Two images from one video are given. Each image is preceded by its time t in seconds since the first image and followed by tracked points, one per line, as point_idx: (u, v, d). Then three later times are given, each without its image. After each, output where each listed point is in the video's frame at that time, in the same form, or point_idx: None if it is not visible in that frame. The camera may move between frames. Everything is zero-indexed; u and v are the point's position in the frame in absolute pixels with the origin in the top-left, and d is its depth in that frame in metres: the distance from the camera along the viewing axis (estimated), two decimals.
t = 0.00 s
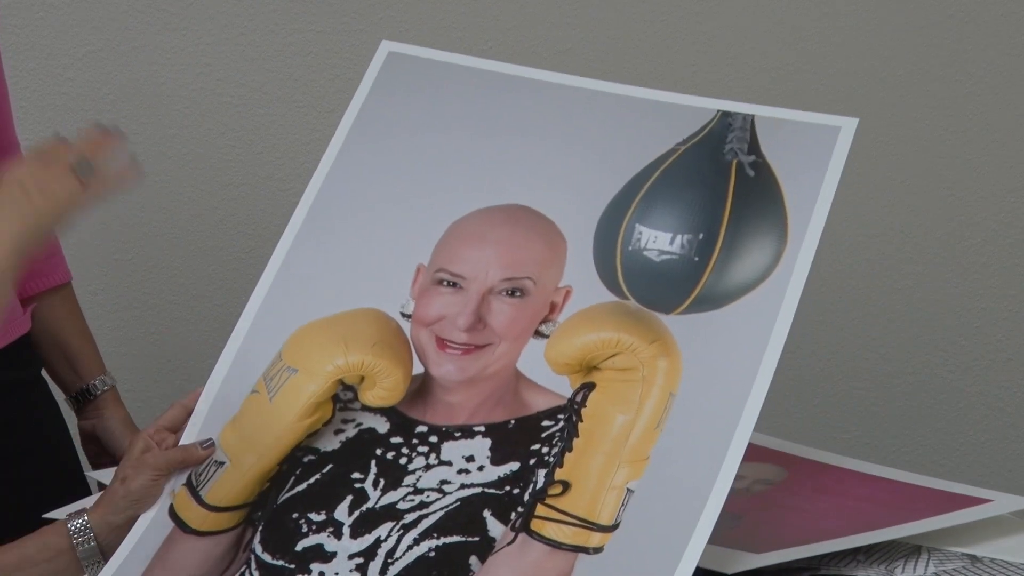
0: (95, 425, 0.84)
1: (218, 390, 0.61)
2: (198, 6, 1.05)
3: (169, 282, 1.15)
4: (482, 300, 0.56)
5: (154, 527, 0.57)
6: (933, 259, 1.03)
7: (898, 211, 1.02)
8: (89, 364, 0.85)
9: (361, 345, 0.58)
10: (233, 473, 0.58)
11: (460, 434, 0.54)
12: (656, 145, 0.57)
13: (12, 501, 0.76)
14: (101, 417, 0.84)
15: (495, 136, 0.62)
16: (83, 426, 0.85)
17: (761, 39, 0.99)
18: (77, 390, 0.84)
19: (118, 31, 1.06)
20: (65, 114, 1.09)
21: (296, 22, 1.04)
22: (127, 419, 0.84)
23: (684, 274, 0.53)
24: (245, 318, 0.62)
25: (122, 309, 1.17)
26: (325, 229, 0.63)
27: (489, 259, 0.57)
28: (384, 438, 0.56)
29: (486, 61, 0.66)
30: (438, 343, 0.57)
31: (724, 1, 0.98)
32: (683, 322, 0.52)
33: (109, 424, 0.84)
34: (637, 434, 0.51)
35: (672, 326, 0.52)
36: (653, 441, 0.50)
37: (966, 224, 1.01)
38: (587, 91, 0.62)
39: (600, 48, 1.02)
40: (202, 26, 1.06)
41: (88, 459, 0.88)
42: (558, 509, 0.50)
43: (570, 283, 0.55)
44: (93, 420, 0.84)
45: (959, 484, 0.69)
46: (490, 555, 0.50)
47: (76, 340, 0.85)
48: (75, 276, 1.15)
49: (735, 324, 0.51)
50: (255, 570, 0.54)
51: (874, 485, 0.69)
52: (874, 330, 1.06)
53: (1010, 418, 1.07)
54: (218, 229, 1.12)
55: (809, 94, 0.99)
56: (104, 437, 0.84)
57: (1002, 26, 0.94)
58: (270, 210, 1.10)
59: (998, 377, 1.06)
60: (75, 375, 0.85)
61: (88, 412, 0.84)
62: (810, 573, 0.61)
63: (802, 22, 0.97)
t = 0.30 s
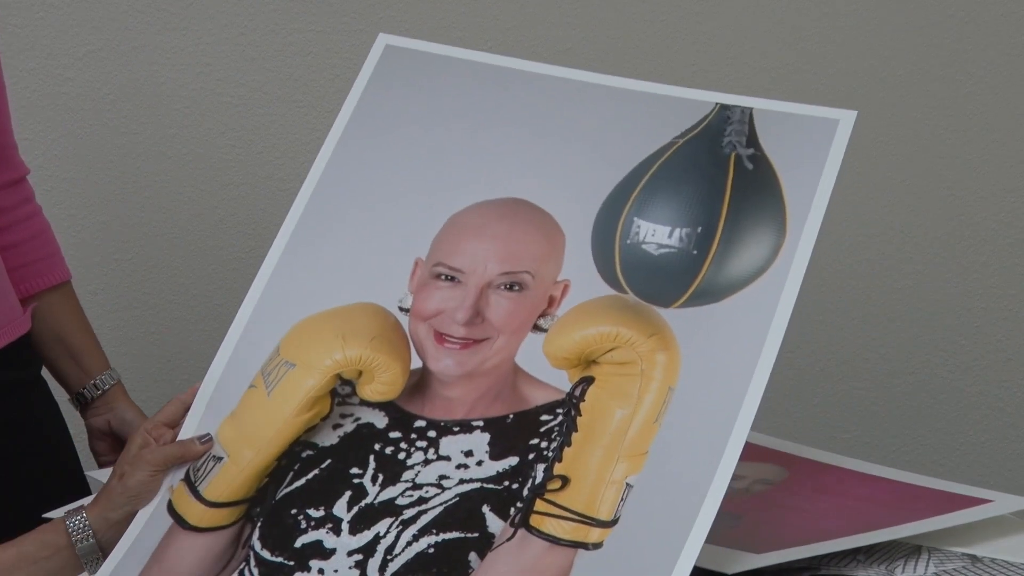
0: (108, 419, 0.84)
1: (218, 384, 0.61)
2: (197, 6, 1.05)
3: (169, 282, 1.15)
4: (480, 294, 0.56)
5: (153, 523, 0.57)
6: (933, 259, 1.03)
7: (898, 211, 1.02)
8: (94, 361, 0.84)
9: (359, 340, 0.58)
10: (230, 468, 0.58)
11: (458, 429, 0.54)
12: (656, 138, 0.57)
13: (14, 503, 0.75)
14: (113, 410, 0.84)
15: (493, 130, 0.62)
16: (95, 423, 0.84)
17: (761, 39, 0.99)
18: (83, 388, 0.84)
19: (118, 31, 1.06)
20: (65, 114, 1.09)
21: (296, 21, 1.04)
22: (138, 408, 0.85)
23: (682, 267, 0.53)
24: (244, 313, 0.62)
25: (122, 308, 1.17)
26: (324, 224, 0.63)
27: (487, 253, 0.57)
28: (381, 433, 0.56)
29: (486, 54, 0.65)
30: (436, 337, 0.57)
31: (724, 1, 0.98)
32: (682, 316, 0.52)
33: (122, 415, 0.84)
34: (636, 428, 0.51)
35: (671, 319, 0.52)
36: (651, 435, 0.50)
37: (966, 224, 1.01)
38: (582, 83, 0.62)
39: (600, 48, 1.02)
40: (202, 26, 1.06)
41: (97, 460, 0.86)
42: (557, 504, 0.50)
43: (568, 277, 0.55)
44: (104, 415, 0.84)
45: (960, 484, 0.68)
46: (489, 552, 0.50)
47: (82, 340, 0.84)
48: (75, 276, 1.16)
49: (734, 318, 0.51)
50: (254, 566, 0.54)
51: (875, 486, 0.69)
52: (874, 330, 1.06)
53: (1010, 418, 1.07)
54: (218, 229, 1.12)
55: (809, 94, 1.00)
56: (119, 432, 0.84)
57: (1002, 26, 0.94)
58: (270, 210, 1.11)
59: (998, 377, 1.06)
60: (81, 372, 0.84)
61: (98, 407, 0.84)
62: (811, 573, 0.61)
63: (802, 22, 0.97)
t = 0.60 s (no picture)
0: (122, 413, 0.83)
1: (216, 378, 0.61)
2: (197, 4, 1.05)
3: (169, 280, 1.15)
4: (477, 285, 0.56)
5: (150, 520, 0.57)
6: (933, 256, 1.02)
7: (897, 208, 1.02)
8: (100, 355, 0.84)
9: (356, 333, 0.58)
10: (228, 464, 0.58)
11: (456, 422, 0.54)
12: (653, 125, 0.57)
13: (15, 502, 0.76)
14: (125, 404, 0.84)
15: (490, 122, 0.62)
16: (108, 418, 0.83)
17: (760, 37, 0.99)
18: (91, 383, 0.83)
19: (118, 29, 1.07)
20: (65, 112, 1.09)
21: (296, 20, 1.05)
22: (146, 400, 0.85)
23: (679, 256, 0.53)
24: (241, 307, 0.62)
25: (121, 307, 1.17)
26: (320, 217, 0.63)
27: (483, 243, 0.57)
28: (379, 427, 0.56)
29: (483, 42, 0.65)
30: (433, 329, 0.57)
31: None
32: (679, 305, 0.52)
33: (134, 407, 0.84)
34: (634, 419, 0.51)
35: (668, 308, 0.52)
36: (649, 426, 0.50)
37: (966, 221, 1.01)
38: (575, 69, 0.62)
39: (599, 44, 1.02)
40: (202, 24, 1.06)
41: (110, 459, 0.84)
42: (556, 497, 0.50)
43: (565, 267, 0.55)
44: (116, 409, 0.83)
45: (960, 483, 0.68)
46: (488, 546, 0.50)
47: (90, 336, 0.84)
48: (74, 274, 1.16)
49: (732, 307, 0.51)
50: (252, 563, 0.54)
51: (875, 484, 0.69)
52: (874, 328, 1.06)
53: (1011, 415, 1.07)
54: (218, 228, 1.12)
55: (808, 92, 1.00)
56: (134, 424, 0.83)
57: (1002, 23, 0.94)
58: (270, 209, 1.11)
59: (999, 375, 1.06)
60: (89, 367, 0.83)
61: (109, 402, 0.83)
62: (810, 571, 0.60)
63: (801, 19, 0.97)
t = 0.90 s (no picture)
0: (104, 420, 0.84)
1: (216, 372, 0.61)
2: None
3: (169, 274, 1.15)
4: (477, 279, 0.56)
5: (151, 513, 0.57)
6: (933, 251, 1.02)
7: (898, 203, 1.02)
8: (91, 359, 0.84)
9: (356, 327, 0.58)
10: (228, 457, 0.58)
11: (456, 416, 0.54)
12: (654, 120, 0.57)
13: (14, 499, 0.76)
14: (108, 411, 0.84)
15: (490, 116, 0.62)
16: (90, 423, 0.84)
17: (761, 31, 0.98)
18: (79, 386, 0.83)
19: (118, 23, 1.06)
20: (65, 106, 1.09)
21: (295, 13, 1.04)
22: (130, 408, 0.85)
23: (680, 251, 0.53)
24: (242, 300, 0.62)
25: (122, 301, 1.17)
26: (320, 210, 0.63)
27: (484, 237, 0.57)
28: (379, 420, 0.56)
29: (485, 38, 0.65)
30: (434, 323, 0.57)
31: None
32: (680, 300, 0.52)
33: (116, 415, 0.84)
34: (634, 414, 0.50)
35: (669, 303, 0.52)
36: (649, 421, 0.50)
37: (966, 217, 1.00)
38: (577, 64, 0.61)
39: (601, 39, 1.02)
40: (202, 18, 1.06)
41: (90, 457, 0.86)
42: (556, 492, 0.50)
43: (566, 261, 0.55)
44: (99, 416, 0.84)
45: (961, 477, 0.68)
46: (488, 541, 0.50)
47: (81, 337, 0.84)
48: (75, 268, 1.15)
49: (732, 302, 0.51)
50: (252, 556, 0.54)
51: (875, 478, 0.69)
52: (874, 323, 1.06)
53: (1011, 410, 1.07)
54: (218, 221, 1.12)
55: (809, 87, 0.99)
56: (113, 432, 0.84)
57: (1003, 18, 0.94)
58: (270, 202, 1.10)
59: (998, 369, 1.06)
60: (79, 371, 0.84)
61: (93, 407, 0.84)
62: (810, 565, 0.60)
63: (803, 14, 0.97)
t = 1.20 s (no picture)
0: (106, 411, 0.84)
1: (215, 363, 0.61)
2: None
3: (169, 268, 1.15)
4: (476, 268, 0.56)
5: (151, 505, 0.57)
6: (933, 244, 1.02)
7: (897, 196, 1.01)
8: (93, 349, 0.84)
9: (355, 317, 0.58)
10: (228, 448, 0.58)
11: (456, 407, 0.54)
12: (652, 106, 0.56)
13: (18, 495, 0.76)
14: (110, 400, 0.84)
15: (488, 104, 0.61)
16: (92, 413, 0.84)
17: (762, 23, 0.98)
18: (81, 376, 0.83)
19: (117, 16, 1.06)
20: (65, 99, 1.09)
21: (295, 6, 1.04)
22: (133, 397, 0.85)
23: (679, 238, 0.52)
24: (240, 290, 0.62)
25: (122, 294, 1.17)
26: (318, 200, 0.63)
27: (483, 226, 0.56)
28: (378, 411, 0.56)
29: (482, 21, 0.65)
30: (433, 313, 0.57)
31: None
32: (679, 288, 0.52)
33: (118, 405, 0.84)
34: (633, 404, 0.50)
35: (668, 292, 0.52)
36: (649, 411, 0.50)
37: (966, 209, 1.00)
38: (575, 48, 0.61)
39: (601, 31, 1.02)
40: (201, 11, 1.06)
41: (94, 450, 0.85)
42: (555, 483, 0.50)
43: (565, 250, 0.55)
44: (103, 405, 0.84)
45: (961, 470, 0.68)
46: (488, 532, 0.50)
47: (81, 328, 0.84)
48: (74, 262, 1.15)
49: (732, 290, 0.51)
50: (252, 549, 0.54)
51: (875, 472, 0.69)
52: (875, 315, 1.06)
53: (1011, 403, 1.07)
54: (218, 215, 1.12)
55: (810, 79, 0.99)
56: (115, 423, 0.83)
57: (1004, 10, 0.93)
58: (270, 196, 1.10)
59: (999, 362, 1.06)
60: (80, 361, 0.83)
61: (95, 396, 0.84)
62: (811, 558, 0.60)
63: (803, 5, 0.97)
